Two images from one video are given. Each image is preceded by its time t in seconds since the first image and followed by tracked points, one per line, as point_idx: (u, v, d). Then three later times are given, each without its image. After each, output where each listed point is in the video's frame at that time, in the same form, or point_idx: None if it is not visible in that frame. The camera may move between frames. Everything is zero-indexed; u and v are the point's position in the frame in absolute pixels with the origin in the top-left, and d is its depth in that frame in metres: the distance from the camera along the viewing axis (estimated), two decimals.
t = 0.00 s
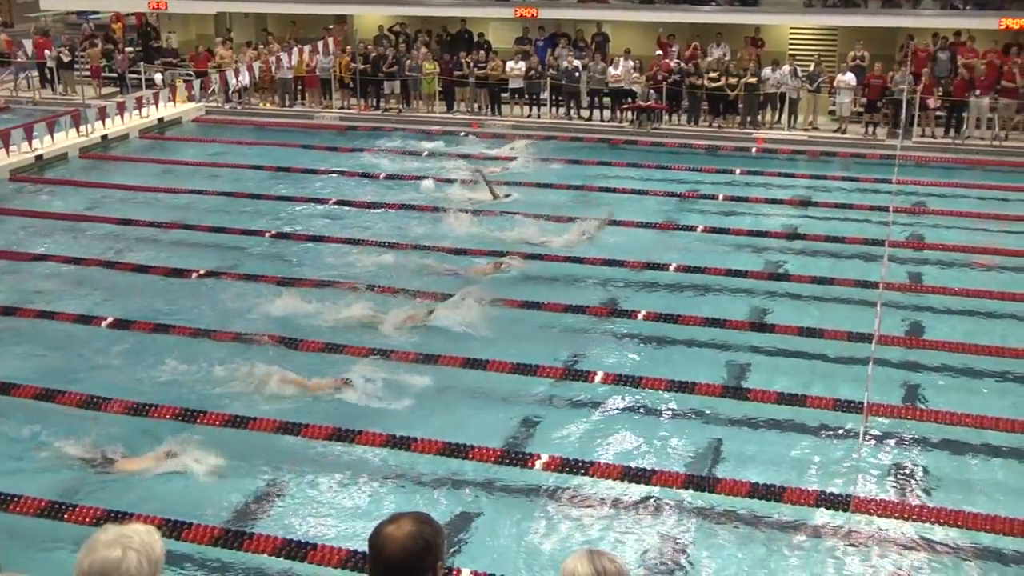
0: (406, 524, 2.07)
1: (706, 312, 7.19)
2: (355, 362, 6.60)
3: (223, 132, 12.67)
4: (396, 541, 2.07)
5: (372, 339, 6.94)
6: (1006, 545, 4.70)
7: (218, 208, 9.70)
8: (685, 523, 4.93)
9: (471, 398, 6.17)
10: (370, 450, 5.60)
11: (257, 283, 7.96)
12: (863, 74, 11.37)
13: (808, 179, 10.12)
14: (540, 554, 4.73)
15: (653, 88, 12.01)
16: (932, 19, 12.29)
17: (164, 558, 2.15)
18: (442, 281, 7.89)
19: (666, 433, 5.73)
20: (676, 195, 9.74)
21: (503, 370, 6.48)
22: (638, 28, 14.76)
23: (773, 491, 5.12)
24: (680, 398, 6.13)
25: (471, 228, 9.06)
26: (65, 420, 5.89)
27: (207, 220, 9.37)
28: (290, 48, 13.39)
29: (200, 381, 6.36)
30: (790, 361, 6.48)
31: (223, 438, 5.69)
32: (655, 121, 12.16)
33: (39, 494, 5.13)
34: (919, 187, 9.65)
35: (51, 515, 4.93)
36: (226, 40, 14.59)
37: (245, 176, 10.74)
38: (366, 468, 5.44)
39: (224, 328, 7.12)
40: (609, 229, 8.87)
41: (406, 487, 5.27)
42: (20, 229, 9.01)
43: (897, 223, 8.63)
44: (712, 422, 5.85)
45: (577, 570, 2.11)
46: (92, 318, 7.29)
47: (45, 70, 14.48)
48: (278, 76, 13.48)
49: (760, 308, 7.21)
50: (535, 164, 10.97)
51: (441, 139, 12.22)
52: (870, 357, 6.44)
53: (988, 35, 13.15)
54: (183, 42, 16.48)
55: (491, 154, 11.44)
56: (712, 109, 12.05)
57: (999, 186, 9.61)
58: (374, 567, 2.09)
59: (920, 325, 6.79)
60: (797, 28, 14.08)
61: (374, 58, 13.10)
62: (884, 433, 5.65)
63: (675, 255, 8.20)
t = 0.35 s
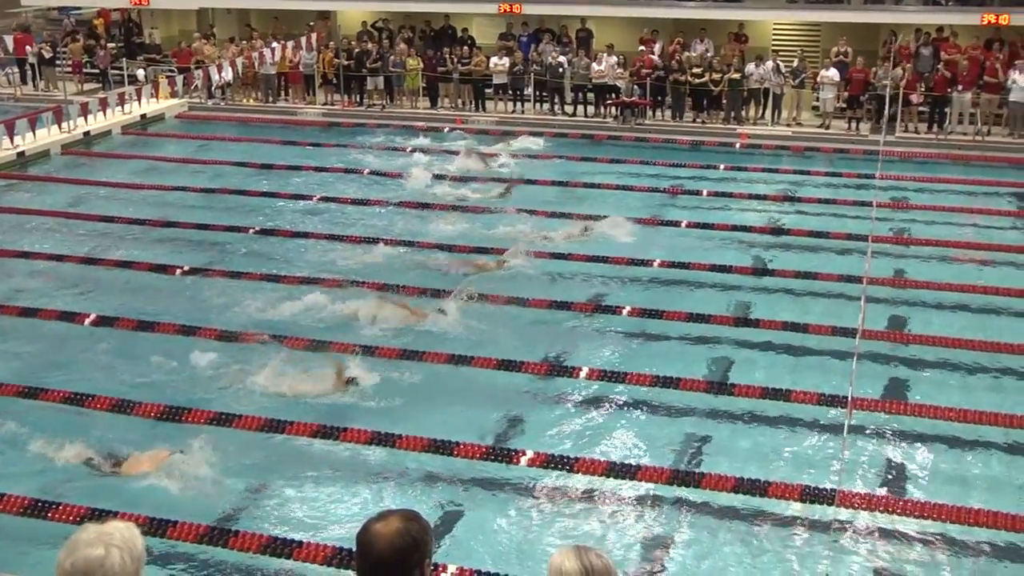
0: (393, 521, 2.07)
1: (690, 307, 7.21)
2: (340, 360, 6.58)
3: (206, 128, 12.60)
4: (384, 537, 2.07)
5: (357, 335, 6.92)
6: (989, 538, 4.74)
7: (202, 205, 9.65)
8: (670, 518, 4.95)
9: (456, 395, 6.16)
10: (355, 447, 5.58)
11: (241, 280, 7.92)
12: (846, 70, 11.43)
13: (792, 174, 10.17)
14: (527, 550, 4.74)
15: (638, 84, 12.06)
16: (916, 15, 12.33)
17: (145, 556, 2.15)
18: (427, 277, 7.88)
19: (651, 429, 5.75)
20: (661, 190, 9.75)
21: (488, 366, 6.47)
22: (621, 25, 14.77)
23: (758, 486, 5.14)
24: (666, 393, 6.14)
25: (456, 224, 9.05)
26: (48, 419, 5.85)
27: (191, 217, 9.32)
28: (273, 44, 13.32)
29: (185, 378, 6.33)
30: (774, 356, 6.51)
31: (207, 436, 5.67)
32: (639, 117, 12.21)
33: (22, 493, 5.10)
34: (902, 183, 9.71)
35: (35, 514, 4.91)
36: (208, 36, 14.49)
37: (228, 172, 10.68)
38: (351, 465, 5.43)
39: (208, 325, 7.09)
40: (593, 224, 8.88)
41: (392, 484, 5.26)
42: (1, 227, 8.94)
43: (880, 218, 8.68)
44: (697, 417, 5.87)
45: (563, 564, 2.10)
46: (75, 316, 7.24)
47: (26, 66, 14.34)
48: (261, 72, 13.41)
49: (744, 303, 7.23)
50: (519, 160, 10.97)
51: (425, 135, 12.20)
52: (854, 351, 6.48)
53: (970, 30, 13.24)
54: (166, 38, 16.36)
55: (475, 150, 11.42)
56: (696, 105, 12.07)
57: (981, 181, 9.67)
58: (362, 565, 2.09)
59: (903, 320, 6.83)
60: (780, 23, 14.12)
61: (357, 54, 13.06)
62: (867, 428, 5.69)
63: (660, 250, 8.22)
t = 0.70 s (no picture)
0: (384, 519, 2.07)
1: (676, 303, 7.22)
2: (325, 358, 6.56)
3: (190, 126, 12.53)
4: (373, 536, 2.07)
5: (343, 333, 6.90)
6: (974, 532, 4.77)
7: (185, 202, 9.60)
8: (657, 514, 4.96)
9: (442, 391, 6.15)
10: (341, 445, 5.57)
11: (226, 277, 7.89)
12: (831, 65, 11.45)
13: (777, 169, 10.20)
14: (515, 548, 4.74)
15: (623, 80, 12.13)
16: (900, 10, 12.39)
17: (126, 552, 2.14)
18: (413, 274, 7.86)
19: (635, 425, 5.76)
20: (646, 186, 9.77)
21: (474, 363, 6.47)
22: (606, 21, 14.78)
23: (744, 482, 5.16)
24: (651, 389, 6.16)
25: (442, 221, 9.03)
26: (32, 418, 5.82)
27: (175, 214, 9.27)
28: (257, 41, 13.26)
29: (170, 377, 6.31)
30: (759, 351, 6.53)
31: (192, 435, 5.65)
32: (624, 113, 12.23)
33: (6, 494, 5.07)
34: (887, 178, 9.75)
35: (19, 514, 4.88)
36: (192, 33, 14.42)
37: (212, 169, 10.63)
38: (338, 463, 5.41)
39: (193, 323, 7.06)
40: (579, 220, 8.88)
41: (380, 481, 5.25)
42: None
43: (865, 213, 8.72)
44: (683, 413, 5.88)
45: (550, 562, 2.12)
46: (59, 314, 7.19)
47: (7, 63, 14.23)
48: (244, 69, 13.35)
49: (729, 298, 7.25)
50: (504, 156, 10.96)
51: (410, 132, 12.17)
52: (840, 346, 6.51)
53: (953, 26, 13.32)
54: (149, 34, 16.27)
55: (460, 147, 11.40)
56: (681, 101, 12.10)
57: (965, 175, 9.73)
58: (349, 562, 2.10)
59: (888, 315, 6.86)
60: (764, 19, 14.17)
61: (341, 50, 13.02)
62: (852, 423, 5.71)
63: (646, 246, 8.23)
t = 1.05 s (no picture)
0: (364, 520, 2.06)
1: (655, 301, 7.23)
2: (304, 358, 6.52)
3: (165, 124, 12.43)
4: (354, 537, 2.06)
5: (322, 332, 6.86)
6: (953, 529, 4.81)
7: (161, 201, 9.52)
8: (638, 512, 4.97)
9: (420, 391, 6.12)
10: (319, 445, 5.53)
11: (202, 277, 7.82)
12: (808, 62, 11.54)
13: (755, 166, 10.24)
14: (497, 548, 4.72)
15: (601, 77, 11.99)
16: (877, 8, 12.46)
17: (101, 555, 2.11)
18: (393, 273, 7.83)
19: (614, 423, 5.76)
20: (624, 183, 9.78)
21: (452, 362, 6.45)
22: (583, 18, 14.79)
23: (723, 480, 5.18)
24: (629, 387, 6.16)
25: (421, 219, 9.00)
26: (6, 420, 5.75)
27: (151, 213, 9.19)
28: (233, 38, 13.16)
29: (146, 378, 6.25)
30: (738, 348, 6.55)
31: (168, 435, 5.60)
32: (602, 110, 12.22)
33: None
34: (865, 175, 9.81)
35: None
36: (166, 30, 14.31)
37: (188, 167, 10.54)
38: (316, 463, 5.38)
39: (169, 323, 7.00)
40: (557, 218, 8.87)
41: (360, 481, 5.22)
42: None
43: (844, 210, 8.76)
44: (663, 410, 5.89)
45: (531, 561, 2.11)
46: (33, 315, 7.11)
47: None
48: (220, 66, 13.25)
49: (708, 296, 7.27)
50: (483, 154, 10.93)
51: (387, 130, 12.12)
52: (818, 344, 6.53)
53: (930, 23, 13.40)
54: (122, 31, 16.13)
55: (438, 145, 11.37)
56: (659, 98, 12.12)
57: (943, 172, 9.79)
58: (330, 564, 2.08)
59: (865, 311, 6.90)
60: (742, 16, 14.24)
61: (317, 48, 12.97)
62: (831, 420, 5.74)
63: (625, 244, 8.23)
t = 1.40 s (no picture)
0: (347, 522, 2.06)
1: (638, 299, 7.18)
2: (284, 359, 6.44)
3: (141, 123, 12.28)
4: (337, 540, 2.06)
5: (302, 333, 6.78)
6: (939, 526, 4.79)
7: (137, 201, 9.39)
8: (622, 512, 4.92)
9: (403, 391, 6.04)
10: (299, 447, 5.45)
11: (179, 277, 7.71)
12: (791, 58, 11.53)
13: (738, 163, 10.21)
14: (483, 549, 4.67)
15: (581, 74, 12.07)
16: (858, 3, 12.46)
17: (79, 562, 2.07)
18: (374, 272, 7.75)
19: (598, 422, 5.71)
20: (606, 180, 9.74)
21: (434, 362, 6.38)
22: (564, 14, 14.73)
23: (708, 479, 5.14)
24: (613, 386, 6.11)
25: (402, 218, 8.91)
26: None
27: (127, 213, 9.06)
28: (209, 35, 13.01)
29: (122, 381, 6.15)
30: (722, 346, 6.52)
31: (145, 439, 5.52)
32: (583, 107, 12.16)
33: None
34: (848, 171, 9.80)
35: None
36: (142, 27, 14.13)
37: (164, 167, 10.41)
38: (296, 465, 5.30)
39: (146, 326, 6.89)
40: (540, 217, 8.81)
41: (341, 484, 5.15)
42: None
43: (828, 207, 8.75)
44: (647, 409, 5.85)
45: (516, 563, 2.09)
46: (6, 318, 6.99)
47: None
48: (196, 64, 13.09)
49: (691, 294, 7.23)
50: (464, 152, 10.85)
51: (367, 128, 12.02)
52: (802, 341, 6.51)
53: (913, 18, 13.43)
54: (97, 28, 15.92)
55: (419, 142, 11.28)
56: (641, 95, 12.06)
57: (926, 168, 9.80)
58: (314, 568, 2.08)
59: (850, 308, 6.88)
60: (724, 12, 14.23)
61: (295, 45, 12.83)
62: (816, 418, 5.72)
63: (607, 243, 8.17)
